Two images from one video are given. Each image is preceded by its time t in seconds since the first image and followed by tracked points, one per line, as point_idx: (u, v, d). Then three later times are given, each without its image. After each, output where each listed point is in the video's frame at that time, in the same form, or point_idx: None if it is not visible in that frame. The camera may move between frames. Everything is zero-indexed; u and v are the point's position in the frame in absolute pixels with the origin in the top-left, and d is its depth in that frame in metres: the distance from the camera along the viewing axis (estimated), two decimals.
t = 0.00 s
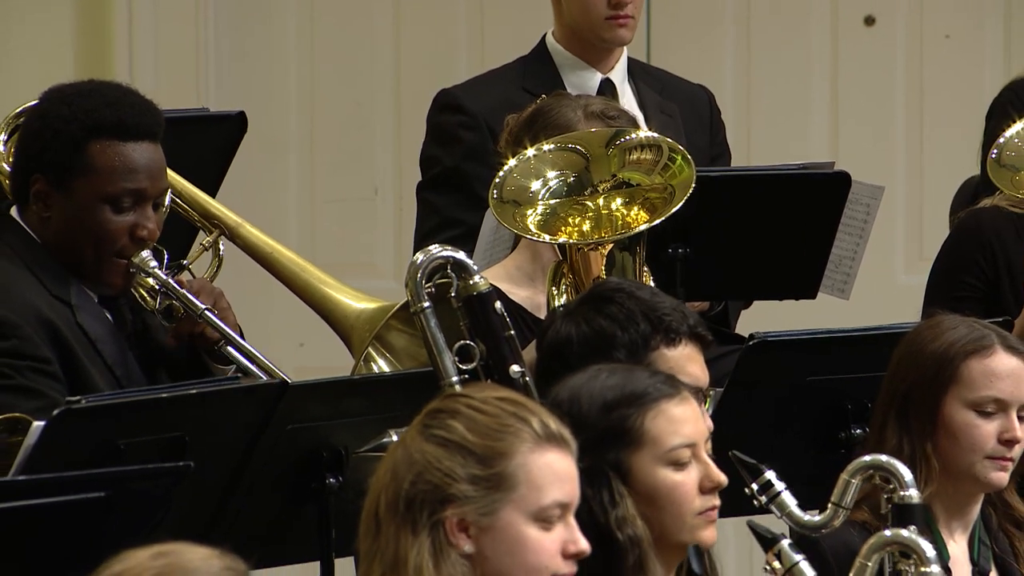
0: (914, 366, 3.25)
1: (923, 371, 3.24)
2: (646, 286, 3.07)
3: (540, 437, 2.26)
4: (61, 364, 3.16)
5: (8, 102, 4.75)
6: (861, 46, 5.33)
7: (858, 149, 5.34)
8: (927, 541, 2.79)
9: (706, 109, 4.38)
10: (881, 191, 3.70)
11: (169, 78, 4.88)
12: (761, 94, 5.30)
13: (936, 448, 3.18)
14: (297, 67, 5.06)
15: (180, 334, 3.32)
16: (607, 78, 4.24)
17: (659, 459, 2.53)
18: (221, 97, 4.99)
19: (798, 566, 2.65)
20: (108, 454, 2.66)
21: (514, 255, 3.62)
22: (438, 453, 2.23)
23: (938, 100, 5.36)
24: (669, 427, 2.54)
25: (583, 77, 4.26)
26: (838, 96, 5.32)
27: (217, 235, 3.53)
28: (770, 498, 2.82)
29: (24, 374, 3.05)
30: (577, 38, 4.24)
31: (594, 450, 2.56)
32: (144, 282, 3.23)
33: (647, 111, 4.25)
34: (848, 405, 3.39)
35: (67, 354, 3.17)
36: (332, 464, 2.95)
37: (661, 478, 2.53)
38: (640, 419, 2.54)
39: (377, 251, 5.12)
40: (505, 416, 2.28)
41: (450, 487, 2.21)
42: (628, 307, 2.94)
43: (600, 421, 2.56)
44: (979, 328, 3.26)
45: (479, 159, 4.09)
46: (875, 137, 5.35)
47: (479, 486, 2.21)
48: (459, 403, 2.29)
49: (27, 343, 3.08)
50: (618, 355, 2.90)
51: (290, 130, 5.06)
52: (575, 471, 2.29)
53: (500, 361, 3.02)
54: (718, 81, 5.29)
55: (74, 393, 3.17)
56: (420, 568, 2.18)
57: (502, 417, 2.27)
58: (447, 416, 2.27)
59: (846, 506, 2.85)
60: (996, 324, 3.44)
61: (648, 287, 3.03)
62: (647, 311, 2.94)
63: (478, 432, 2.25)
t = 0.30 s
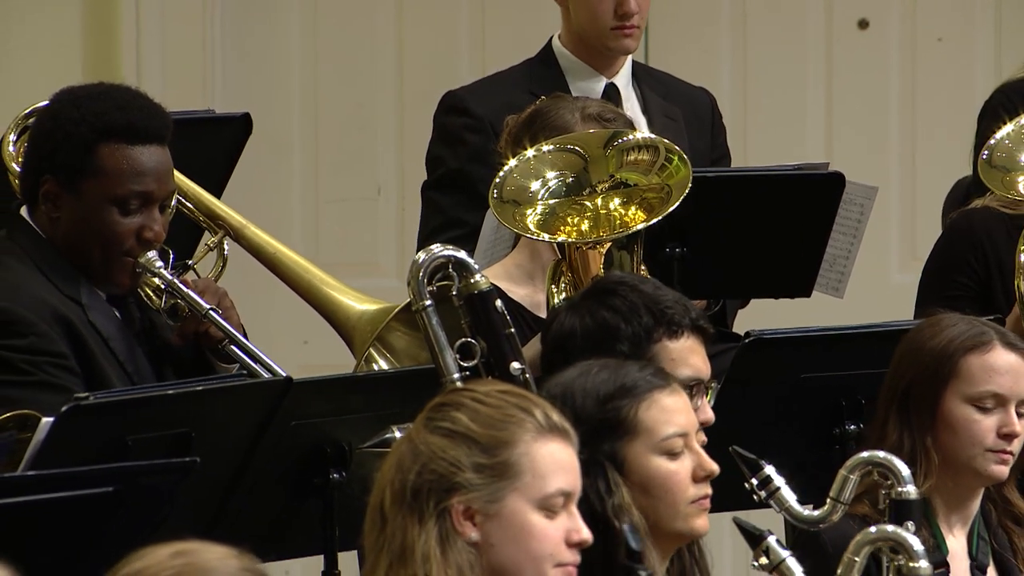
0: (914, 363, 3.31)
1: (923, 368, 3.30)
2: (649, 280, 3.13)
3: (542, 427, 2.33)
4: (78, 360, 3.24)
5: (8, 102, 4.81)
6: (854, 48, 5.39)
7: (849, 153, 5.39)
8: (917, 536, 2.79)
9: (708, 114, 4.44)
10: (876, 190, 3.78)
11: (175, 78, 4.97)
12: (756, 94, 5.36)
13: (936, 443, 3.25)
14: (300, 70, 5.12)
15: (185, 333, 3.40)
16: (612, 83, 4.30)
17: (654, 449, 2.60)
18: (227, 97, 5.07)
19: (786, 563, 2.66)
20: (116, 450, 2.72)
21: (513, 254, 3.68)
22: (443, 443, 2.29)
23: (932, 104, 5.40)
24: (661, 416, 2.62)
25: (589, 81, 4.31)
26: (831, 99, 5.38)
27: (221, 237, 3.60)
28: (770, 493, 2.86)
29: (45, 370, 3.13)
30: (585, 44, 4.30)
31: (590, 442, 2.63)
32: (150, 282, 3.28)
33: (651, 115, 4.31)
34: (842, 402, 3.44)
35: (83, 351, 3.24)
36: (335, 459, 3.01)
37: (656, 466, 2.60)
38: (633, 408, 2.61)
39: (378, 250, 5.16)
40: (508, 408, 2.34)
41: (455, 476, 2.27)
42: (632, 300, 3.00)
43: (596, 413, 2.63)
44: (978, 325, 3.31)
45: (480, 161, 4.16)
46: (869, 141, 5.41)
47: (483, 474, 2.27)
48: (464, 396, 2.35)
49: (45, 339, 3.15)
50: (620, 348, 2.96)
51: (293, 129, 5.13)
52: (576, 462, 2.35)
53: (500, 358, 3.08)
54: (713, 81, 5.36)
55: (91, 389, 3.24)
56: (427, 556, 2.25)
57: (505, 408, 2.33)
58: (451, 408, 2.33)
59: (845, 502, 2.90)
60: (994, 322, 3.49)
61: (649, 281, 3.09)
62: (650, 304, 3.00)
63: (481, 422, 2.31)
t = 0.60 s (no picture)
0: (925, 352, 3.34)
1: (934, 357, 3.32)
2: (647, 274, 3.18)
3: (537, 423, 2.39)
4: (82, 361, 3.30)
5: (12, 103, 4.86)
6: (851, 50, 5.47)
7: (844, 156, 5.47)
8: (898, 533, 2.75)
9: (713, 118, 4.50)
10: (869, 192, 3.82)
11: (181, 81, 5.02)
12: (753, 95, 5.42)
13: (945, 429, 3.28)
14: (303, 72, 5.19)
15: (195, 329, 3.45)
16: (619, 88, 4.36)
17: (654, 444, 2.66)
18: (233, 100, 5.12)
19: (769, 561, 2.62)
20: (123, 446, 2.78)
21: (513, 253, 3.75)
22: (441, 440, 2.35)
23: (924, 107, 5.50)
24: (662, 412, 2.68)
25: (598, 86, 4.37)
26: (827, 103, 5.45)
27: (230, 236, 3.66)
28: (775, 488, 2.89)
29: (47, 372, 3.19)
30: (595, 50, 4.36)
31: (591, 435, 2.68)
32: (160, 282, 3.35)
33: (656, 120, 4.37)
34: (837, 399, 3.50)
35: (88, 352, 3.30)
36: (339, 454, 3.07)
37: (656, 462, 2.66)
38: (635, 404, 2.67)
39: (383, 250, 5.25)
40: (504, 404, 2.40)
41: (454, 472, 2.32)
42: (629, 296, 3.05)
43: (596, 407, 2.68)
44: (984, 318, 3.35)
45: (484, 164, 4.23)
46: (862, 146, 5.49)
47: (481, 471, 2.33)
48: (460, 392, 2.41)
49: (49, 339, 3.21)
50: (619, 344, 3.01)
51: (297, 129, 5.20)
52: (570, 456, 2.41)
53: (501, 355, 3.15)
54: (711, 82, 5.40)
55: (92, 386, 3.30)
56: (426, 551, 2.30)
57: (501, 404, 2.39)
58: (448, 405, 2.38)
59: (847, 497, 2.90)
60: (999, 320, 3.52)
61: (649, 276, 3.14)
62: (648, 301, 3.05)
63: (478, 419, 2.37)
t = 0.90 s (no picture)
0: (943, 344, 3.29)
1: (954, 349, 3.27)
2: (670, 266, 3.22)
3: (522, 423, 2.44)
4: (86, 359, 3.37)
5: (19, 118, 4.90)
6: (845, 54, 5.52)
7: (841, 156, 5.53)
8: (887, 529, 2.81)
9: (714, 118, 4.54)
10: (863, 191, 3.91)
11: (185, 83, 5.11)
12: (748, 98, 5.50)
13: (959, 421, 3.25)
14: (307, 75, 5.27)
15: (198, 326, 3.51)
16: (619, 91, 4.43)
17: (656, 442, 2.73)
18: (237, 107, 5.21)
19: (758, 556, 2.69)
20: (129, 443, 2.84)
21: (513, 253, 3.81)
22: (426, 440, 2.40)
23: (918, 108, 5.55)
24: (665, 411, 2.74)
25: (597, 89, 4.46)
26: (822, 105, 5.53)
27: (231, 234, 3.70)
28: (788, 481, 2.94)
29: (52, 369, 3.25)
30: (594, 52, 4.43)
31: (594, 429, 2.74)
32: (163, 279, 3.41)
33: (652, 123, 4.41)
34: (831, 396, 3.55)
35: (91, 350, 3.37)
36: (343, 450, 3.12)
37: (657, 458, 2.72)
38: (640, 401, 2.73)
39: (384, 250, 5.33)
40: (489, 404, 2.45)
41: (438, 473, 2.38)
42: (651, 288, 3.10)
43: (601, 398, 2.74)
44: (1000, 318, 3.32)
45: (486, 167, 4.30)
46: (859, 144, 5.54)
47: (466, 471, 2.38)
48: (445, 391, 2.46)
49: (53, 338, 3.27)
50: (641, 334, 3.08)
51: (301, 134, 5.28)
52: (554, 455, 2.47)
53: (501, 353, 3.24)
54: (706, 84, 5.48)
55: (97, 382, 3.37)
56: (410, 549, 2.36)
57: (485, 405, 2.45)
58: (434, 404, 2.44)
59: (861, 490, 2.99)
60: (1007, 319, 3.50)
61: (670, 268, 3.18)
62: (669, 292, 3.10)
63: (462, 419, 2.42)
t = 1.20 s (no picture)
0: (935, 344, 3.33)
1: (946, 349, 3.31)
2: (700, 260, 3.23)
3: (516, 424, 2.50)
4: (93, 359, 3.42)
5: (20, 119, 5.07)
6: (839, 57, 5.63)
7: (834, 156, 5.63)
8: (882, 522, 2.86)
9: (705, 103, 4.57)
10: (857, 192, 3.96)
11: (191, 87, 5.19)
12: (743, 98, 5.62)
13: (949, 421, 3.27)
14: (310, 77, 5.37)
15: (203, 327, 3.56)
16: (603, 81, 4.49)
17: (651, 440, 2.77)
18: (242, 107, 5.32)
19: (756, 548, 2.74)
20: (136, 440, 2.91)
21: (513, 254, 3.88)
22: (422, 441, 2.47)
23: (912, 108, 5.65)
24: (662, 410, 2.78)
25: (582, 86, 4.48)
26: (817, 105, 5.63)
27: (237, 235, 3.75)
28: (805, 474, 2.90)
29: (60, 368, 3.31)
30: (575, 49, 4.44)
31: (591, 426, 2.79)
32: (170, 279, 3.46)
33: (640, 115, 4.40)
34: (826, 394, 3.60)
35: (98, 350, 3.43)
36: (345, 448, 3.18)
37: (652, 455, 2.76)
38: (637, 399, 2.77)
39: (387, 250, 5.42)
40: (485, 406, 2.51)
41: (433, 474, 2.44)
42: (677, 284, 3.13)
43: (599, 397, 2.79)
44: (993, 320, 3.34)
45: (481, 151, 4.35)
46: (853, 144, 5.65)
47: (461, 472, 2.44)
48: (442, 392, 2.53)
49: (60, 337, 3.32)
50: (665, 329, 3.11)
51: (304, 135, 5.38)
52: (549, 455, 2.52)
53: (501, 352, 3.31)
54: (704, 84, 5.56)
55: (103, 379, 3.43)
56: (405, 548, 2.41)
57: (481, 407, 2.50)
58: (430, 406, 2.50)
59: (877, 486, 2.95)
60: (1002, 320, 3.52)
61: (700, 262, 3.19)
62: (695, 288, 3.12)
63: (458, 420, 2.48)
